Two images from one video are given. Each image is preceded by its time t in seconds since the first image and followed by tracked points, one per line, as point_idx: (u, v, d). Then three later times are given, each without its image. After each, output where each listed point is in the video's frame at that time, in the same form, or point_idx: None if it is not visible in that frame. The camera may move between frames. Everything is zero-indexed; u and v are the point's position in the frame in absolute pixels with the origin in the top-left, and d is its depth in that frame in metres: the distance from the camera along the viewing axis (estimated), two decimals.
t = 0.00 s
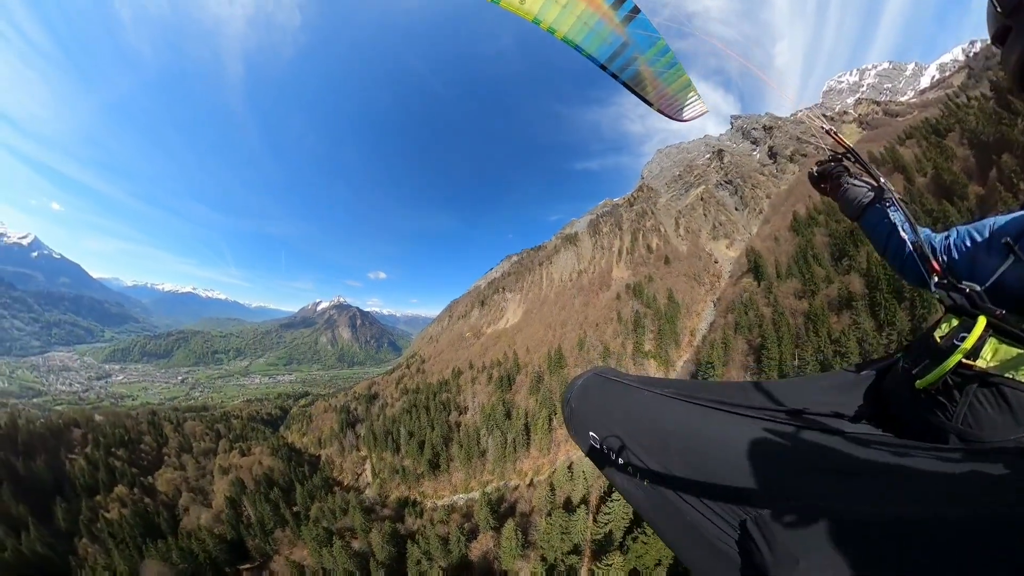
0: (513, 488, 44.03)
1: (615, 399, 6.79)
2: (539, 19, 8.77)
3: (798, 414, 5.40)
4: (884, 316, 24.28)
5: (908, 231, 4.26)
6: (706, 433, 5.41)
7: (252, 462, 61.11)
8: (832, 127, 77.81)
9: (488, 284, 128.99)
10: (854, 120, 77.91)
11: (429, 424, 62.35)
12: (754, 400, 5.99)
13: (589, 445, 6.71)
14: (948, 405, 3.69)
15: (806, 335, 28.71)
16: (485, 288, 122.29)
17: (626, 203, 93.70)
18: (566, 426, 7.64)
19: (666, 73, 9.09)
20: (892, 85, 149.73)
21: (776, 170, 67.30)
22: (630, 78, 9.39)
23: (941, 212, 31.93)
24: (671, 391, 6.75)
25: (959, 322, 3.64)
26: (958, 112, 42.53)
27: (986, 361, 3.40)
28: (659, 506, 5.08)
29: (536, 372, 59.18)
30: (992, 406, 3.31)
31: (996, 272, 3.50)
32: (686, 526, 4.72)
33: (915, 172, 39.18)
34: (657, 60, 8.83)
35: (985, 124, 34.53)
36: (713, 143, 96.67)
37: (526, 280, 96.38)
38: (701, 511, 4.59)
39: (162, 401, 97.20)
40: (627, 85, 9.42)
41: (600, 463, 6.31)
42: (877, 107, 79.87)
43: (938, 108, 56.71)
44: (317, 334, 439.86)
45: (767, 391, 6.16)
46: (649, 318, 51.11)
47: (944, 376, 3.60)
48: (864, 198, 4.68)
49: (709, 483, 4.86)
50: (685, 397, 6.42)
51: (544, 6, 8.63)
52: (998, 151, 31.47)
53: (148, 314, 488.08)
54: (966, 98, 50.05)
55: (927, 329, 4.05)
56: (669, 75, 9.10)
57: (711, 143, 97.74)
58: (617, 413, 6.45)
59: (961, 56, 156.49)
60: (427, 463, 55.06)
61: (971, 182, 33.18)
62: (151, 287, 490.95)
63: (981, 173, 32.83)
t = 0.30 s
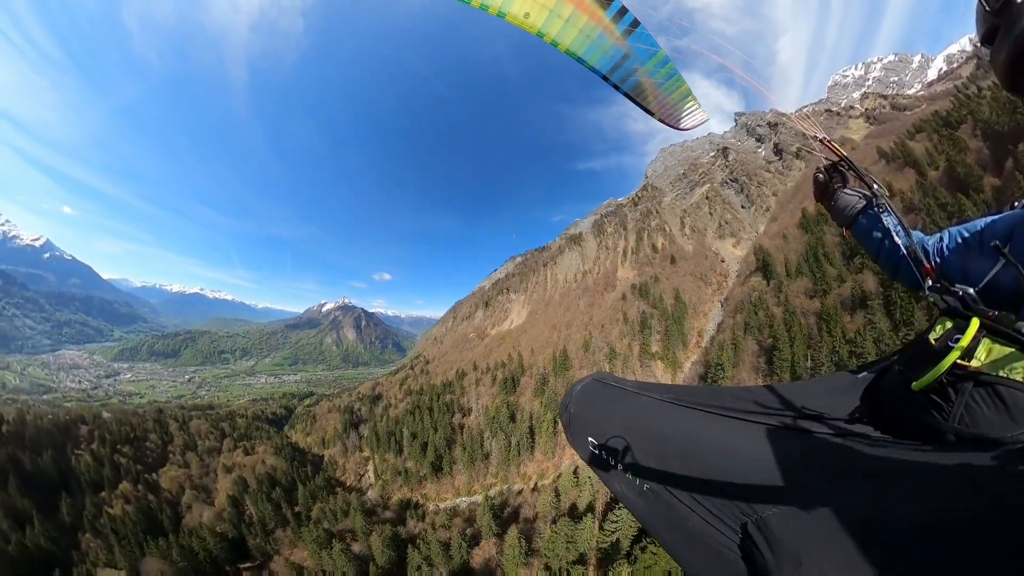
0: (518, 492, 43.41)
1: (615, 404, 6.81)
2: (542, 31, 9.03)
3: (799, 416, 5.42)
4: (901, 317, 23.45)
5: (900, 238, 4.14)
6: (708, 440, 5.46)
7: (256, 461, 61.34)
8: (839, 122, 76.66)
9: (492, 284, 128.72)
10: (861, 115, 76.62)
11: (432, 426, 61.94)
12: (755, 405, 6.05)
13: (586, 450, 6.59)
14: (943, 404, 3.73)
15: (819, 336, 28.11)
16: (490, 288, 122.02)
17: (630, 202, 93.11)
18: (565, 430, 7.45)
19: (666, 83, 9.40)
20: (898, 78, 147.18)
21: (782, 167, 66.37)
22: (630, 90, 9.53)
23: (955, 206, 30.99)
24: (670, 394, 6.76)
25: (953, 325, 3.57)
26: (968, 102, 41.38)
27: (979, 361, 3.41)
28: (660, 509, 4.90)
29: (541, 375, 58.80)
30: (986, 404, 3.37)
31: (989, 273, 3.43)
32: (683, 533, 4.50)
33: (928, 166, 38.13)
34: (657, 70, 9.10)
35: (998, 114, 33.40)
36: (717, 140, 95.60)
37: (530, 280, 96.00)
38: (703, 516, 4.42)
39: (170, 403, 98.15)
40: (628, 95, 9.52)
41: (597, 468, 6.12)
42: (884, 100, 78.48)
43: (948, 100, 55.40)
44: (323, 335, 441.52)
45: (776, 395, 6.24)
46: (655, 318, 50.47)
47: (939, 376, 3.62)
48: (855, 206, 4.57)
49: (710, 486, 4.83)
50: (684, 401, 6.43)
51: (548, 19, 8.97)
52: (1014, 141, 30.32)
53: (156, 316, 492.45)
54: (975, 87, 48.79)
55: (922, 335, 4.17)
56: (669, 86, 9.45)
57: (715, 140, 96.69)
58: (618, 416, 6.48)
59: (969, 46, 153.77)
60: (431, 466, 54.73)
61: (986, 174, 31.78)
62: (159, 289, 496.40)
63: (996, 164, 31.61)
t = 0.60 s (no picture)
0: (521, 496, 42.98)
1: (611, 416, 6.81)
2: (543, 47, 8.82)
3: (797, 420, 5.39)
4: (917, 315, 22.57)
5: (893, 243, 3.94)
6: (704, 450, 5.55)
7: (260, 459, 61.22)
8: (845, 117, 75.44)
9: (497, 284, 128.41)
10: (869, 108, 75.27)
11: (435, 428, 61.53)
12: (752, 413, 5.95)
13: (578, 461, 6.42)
14: (940, 397, 3.40)
15: (832, 336, 27.15)
16: (494, 288, 121.75)
17: (635, 202, 92.38)
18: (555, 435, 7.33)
19: (666, 92, 9.46)
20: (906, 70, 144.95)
21: (788, 163, 65.47)
22: (630, 100, 9.55)
23: (970, 198, 29.98)
24: (666, 404, 6.74)
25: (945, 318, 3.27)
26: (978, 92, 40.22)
27: (976, 351, 3.11)
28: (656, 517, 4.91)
29: (546, 376, 58.38)
30: (984, 394, 3.13)
31: (977, 269, 3.33)
32: (679, 543, 4.57)
33: (940, 159, 37.02)
34: (658, 81, 9.18)
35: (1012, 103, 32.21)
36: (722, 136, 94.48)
37: (534, 281, 95.57)
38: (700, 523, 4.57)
39: (177, 404, 99.06)
40: (629, 107, 9.54)
41: (589, 480, 5.94)
42: (891, 93, 77.06)
43: (958, 91, 54.03)
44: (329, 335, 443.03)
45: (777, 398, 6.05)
46: (661, 318, 49.83)
47: (937, 373, 3.24)
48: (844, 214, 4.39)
49: (705, 494, 4.87)
50: (680, 410, 6.43)
51: (547, 34, 8.76)
52: None
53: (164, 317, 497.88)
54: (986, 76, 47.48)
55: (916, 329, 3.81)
56: (670, 95, 9.54)
57: (719, 136, 95.59)
58: (615, 428, 6.49)
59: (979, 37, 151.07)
60: (433, 468, 54.44)
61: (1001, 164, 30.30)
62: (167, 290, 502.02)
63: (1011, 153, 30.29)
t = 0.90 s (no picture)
0: (524, 499, 42.67)
1: (603, 419, 6.25)
2: (546, 62, 9.39)
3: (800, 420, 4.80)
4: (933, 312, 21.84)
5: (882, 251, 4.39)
6: (705, 458, 5.18)
7: (262, 458, 61.50)
8: (851, 112, 74.51)
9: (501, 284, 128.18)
10: (875, 104, 74.43)
11: (438, 428, 61.27)
12: (751, 415, 5.39)
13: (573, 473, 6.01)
14: (938, 391, 2.96)
15: (844, 336, 26.42)
16: (498, 289, 121.56)
17: (638, 201, 91.89)
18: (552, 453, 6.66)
19: (663, 101, 10.27)
20: (912, 64, 143.28)
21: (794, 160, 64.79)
22: (630, 109, 10.28)
23: (984, 190, 29.14)
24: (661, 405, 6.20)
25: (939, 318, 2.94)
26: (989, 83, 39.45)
27: (972, 345, 2.74)
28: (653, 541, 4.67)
29: (550, 377, 57.99)
30: (983, 385, 2.73)
31: (968, 267, 3.09)
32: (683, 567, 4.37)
33: (951, 153, 36.25)
34: (655, 90, 9.96)
35: None
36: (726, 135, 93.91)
37: (538, 281, 95.17)
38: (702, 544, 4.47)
39: (184, 404, 99.80)
40: (630, 115, 10.29)
41: (586, 495, 5.53)
42: (897, 87, 76.19)
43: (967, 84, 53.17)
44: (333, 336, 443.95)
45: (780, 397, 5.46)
46: (668, 319, 49.24)
47: (932, 369, 2.82)
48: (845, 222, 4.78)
49: (707, 508, 4.73)
50: (675, 413, 5.89)
51: (550, 51, 9.34)
52: None
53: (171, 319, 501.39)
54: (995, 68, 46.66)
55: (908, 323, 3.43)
56: (665, 104, 10.30)
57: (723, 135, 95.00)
58: (608, 433, 6.00)
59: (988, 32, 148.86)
60: (435, 470, 54.34)
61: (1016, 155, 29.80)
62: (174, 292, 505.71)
63: None
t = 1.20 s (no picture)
0: (527, 502, 42.51)
1: (605, 429, 6.12)
2: (545, 71, 9.28)
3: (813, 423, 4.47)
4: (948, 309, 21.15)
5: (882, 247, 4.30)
6: (708, 462, 4.81)
7: (265, 457, 61.57)
8: (856, 107, 73.62)
9: (504, 284, 128.02)
10: (881, 98, 73.54)
11: (440, 429, 61.05)
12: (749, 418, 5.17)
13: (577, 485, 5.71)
14: (949, 385, 2.79)
15: (856, 334, 25.78)
16: (501, 289, 121.35)
17: (642, 199, 91.39)
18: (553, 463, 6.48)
19: (663, 108, 9.97)
20: (918, 57, 141.48)
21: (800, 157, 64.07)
22: (631, 117, 9.87)
23: (997, 182, 28.44)
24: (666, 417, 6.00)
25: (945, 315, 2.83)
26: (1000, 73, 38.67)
27: (976, 339, 2.53)
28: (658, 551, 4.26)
29: (554, 378, 57.70)
30: (991, 377, 2.51)
31: (970, 261, 2.92)
32: None
33: (962, 144, 35.52)
34: (656, 95, 9.65)
35: None
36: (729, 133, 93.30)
37: (542, 281, 94.81)
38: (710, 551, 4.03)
39: (191, 403, 100.62)
40: (631, 122, 9.82)
41: (588, 506, 5.22)
42: (903, 81, 75.22)
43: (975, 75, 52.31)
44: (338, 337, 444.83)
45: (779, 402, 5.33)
46: (673, 318, 48.78)
47: (947, 361, 2.71)
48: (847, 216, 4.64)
49: (709, 513, 4.27)
50: (682, 422, 5.67)
51: (548, 61, 9.29)
52: None
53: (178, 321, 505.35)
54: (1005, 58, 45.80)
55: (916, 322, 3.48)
56: (666, 112, 10.02)
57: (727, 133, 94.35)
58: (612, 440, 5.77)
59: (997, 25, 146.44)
60: (436, 471, 54.50)
61: None
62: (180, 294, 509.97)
63: None
